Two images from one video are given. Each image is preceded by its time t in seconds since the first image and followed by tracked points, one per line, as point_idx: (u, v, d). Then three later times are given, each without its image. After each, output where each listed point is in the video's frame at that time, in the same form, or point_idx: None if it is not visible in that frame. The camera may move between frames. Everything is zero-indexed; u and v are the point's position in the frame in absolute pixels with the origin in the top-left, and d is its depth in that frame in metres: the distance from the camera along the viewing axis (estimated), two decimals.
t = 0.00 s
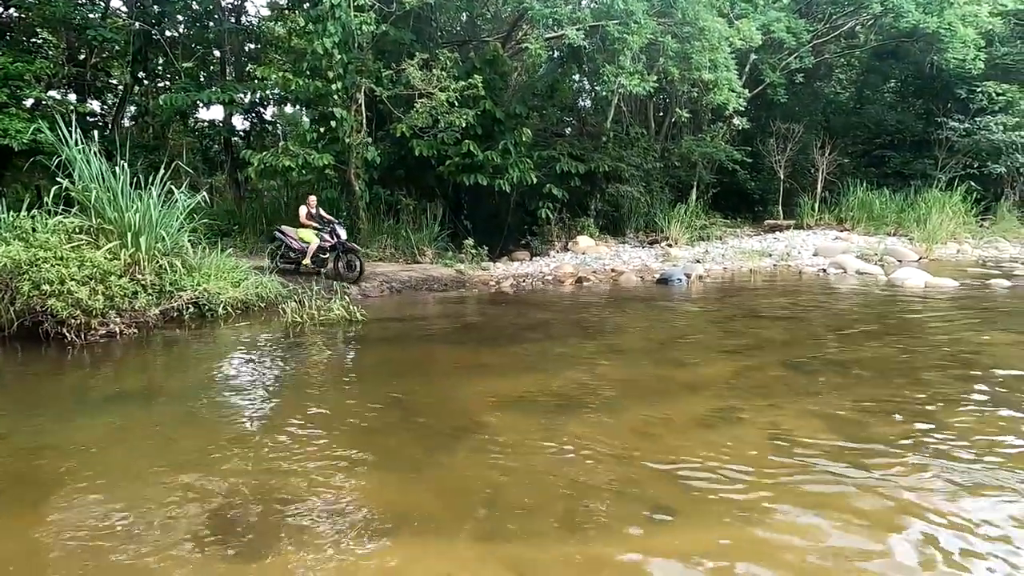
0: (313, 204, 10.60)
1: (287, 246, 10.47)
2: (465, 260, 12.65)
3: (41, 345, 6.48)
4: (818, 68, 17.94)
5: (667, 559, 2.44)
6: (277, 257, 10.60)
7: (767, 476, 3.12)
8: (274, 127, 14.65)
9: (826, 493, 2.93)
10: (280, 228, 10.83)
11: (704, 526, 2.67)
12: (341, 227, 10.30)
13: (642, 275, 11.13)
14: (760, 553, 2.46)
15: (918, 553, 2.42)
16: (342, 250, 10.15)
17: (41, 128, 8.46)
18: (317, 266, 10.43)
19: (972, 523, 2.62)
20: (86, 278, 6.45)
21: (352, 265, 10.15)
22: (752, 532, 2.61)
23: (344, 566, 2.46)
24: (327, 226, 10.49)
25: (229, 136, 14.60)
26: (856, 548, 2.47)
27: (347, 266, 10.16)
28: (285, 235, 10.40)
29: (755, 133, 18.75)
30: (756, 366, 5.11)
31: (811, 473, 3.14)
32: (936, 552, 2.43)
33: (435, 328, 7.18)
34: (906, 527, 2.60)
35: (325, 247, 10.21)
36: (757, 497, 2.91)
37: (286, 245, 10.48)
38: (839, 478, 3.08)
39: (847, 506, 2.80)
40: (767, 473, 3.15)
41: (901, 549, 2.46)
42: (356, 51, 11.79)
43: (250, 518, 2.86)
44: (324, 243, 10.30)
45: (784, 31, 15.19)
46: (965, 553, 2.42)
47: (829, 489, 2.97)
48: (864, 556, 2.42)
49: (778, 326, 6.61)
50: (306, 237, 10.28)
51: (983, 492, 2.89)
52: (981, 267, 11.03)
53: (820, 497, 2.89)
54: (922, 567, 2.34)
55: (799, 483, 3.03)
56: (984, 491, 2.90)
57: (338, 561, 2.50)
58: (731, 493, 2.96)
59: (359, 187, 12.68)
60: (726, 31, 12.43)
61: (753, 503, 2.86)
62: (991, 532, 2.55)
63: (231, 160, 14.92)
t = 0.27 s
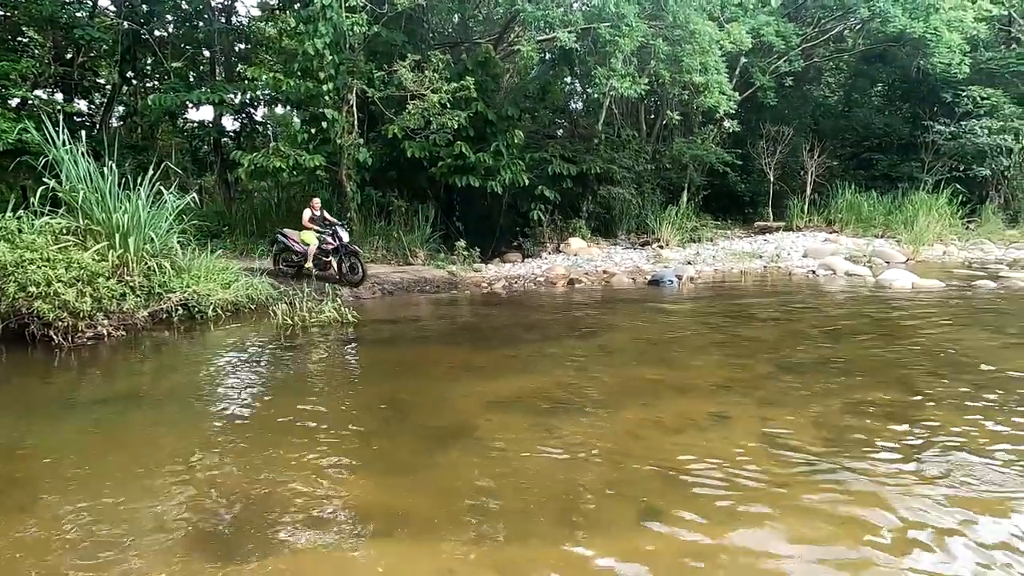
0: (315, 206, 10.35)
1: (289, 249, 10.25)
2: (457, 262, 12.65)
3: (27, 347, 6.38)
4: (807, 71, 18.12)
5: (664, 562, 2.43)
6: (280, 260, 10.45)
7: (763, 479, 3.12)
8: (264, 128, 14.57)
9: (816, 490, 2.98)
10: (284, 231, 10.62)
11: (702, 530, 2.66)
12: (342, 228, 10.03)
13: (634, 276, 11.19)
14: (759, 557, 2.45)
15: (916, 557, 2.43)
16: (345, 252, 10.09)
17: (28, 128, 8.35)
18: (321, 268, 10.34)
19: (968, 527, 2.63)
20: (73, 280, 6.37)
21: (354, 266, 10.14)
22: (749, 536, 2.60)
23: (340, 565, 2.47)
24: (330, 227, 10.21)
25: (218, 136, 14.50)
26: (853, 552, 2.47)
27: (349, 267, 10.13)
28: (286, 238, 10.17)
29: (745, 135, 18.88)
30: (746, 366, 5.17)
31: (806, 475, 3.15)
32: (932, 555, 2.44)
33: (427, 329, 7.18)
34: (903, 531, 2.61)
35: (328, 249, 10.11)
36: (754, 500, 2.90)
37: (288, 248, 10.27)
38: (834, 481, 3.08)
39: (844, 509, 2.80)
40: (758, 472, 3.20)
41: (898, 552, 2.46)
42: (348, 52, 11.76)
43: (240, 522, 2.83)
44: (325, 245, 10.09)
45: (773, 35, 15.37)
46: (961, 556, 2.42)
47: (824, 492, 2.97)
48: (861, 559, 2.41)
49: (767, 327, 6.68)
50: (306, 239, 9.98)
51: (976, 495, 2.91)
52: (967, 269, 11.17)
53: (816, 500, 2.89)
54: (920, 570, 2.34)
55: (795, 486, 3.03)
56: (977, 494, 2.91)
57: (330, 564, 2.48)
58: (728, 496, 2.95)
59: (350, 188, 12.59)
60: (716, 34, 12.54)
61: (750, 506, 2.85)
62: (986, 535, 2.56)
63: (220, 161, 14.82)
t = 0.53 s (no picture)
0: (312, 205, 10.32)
1: (284, 249, 10.16)
2: (443, 262, 12.63)
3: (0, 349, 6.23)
4: (789, 74, 18.38)
5: (649, 558, 2.44)
6: (277, 262, 10.35)
7: (749, 476, 3.14)
8: (247, 127, 14.40)
9: (797, 485, 3.01)
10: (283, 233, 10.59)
11: (688, 527, 2.67)
12: (338, 228, 9.97)
13: (619, 277, 11.25)
14: (741, 550, 2.47)
15: (899, 550, 2.45)
16: (341, 253, 9.96)
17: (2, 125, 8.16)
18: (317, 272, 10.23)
19: (948, 520, 2.66)
20: (49, 280, 6.25)
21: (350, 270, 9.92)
22: (736, 531, 2.61)
23: (322, 564, 2.46)
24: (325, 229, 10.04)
25: (200, 135, 14.31)
26: (838, 546, 2.49)
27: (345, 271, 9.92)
28: (283, 238, 10.12)
29: (728, 137, 19.08)
30: (727, 364, 5.23)
31: (790, 471, 3.18)
32: (914, 549, 2.46)
33: (412, 329, 7.16)
34: (887, 525, 2.63)
35: (324, 250, 10.03)
36: (740, 496, 2.92)
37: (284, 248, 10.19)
38: (819, 476, 3.11)
39: (828, 504, 2.83)
40: (740, 468, 3.23)
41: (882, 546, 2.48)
42: (332, 50, 11.68)
43: (220, 522, 2.81)
44: (321, 245, 10.04)
45: (755, 38, 15.59)
46: (942, 549, 2.45)
47: (809, 487, 3.00)
48: (846, 554, 2.43)
49: (749, 326, 6.77)
50: (302, 237, 9.92)
51: (956, 488, 2.95)
52: (943, 269, 11.41)
53: (802, 495, 2.91)
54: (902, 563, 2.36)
55: (779, 482, 3.06)
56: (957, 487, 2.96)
57: (312, 562, 2.48)
58: (714, 492, 2.97)
59: (335, 188, 12.44)
60: (700, 37, 12.66)
61: (736, 502, 2.87)
62: (966, 528, 2.60)
63: (202, 160, 14.63)
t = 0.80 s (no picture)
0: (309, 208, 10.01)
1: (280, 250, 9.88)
2: (427, 261, 12.63)
3: None
4: (770, 77, 18.62)
5: (636, 558, 2.44)
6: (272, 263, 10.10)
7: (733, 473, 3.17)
8: (229, 125, 14.24)
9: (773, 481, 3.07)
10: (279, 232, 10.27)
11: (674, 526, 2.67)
12: (335, 233, 9.50)
13: (603, 276, 11.33)
14: (717, 546, 2.51)
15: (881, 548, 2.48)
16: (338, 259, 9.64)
17: None
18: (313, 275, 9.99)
19: (929, 517, 2.70)
20: (24, 279, 6.12)
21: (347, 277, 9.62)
22: (721, 531, 2.62)
23: (302, 564, 2.46)
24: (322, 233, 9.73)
25: (180, 132, 14.11)
26: (822, 544, 2.51)
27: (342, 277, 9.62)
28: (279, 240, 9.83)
29: (711, 138, 19.30)
30: (708, 362, 5.31)
31: (774, 468, 3.21)
32: (889, 543, 2.51)
33: (395, 328, 7.15)
34: (869, 523, 2.66)
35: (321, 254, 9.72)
36: (725, 495, 2.94)
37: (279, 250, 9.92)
38: (802, 473, 3.14)
39: (811, 501, 2.86)
40: (718, 464, 3.29)
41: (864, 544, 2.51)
42: (314, 48, 11.59)
43: (200, 524, 2.79)
44: (318, 250, 9.69)
45: (737, 41, 15.80)
46: (923, 546, 2.49)
47: (793, 485, 3.02)
48: (828, 552, 2.46)
49: (729, 324, 6.87)
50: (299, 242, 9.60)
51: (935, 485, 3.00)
52: (918, 268, 11.66)
53: (785, 492, 2.94)
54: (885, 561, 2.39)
55: (763, 479, 3.08)
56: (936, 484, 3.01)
57: (293, 561, 2.47)
58: (699, 491, 2.99)
59: (318, 187, 12.39)
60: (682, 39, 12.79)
61: (721, 501, 2.89)
62: (941, 522, 2.65)
63: (183, 158, 14.43)
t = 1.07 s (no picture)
0: (309, 216, 9.94)
1: (278, 255, 9.67)
2: (414, 262, 12.61)
3: None
4: (753, 79, 18.82)
5: (630, 559, 2.41)
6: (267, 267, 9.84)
7: (724, 472, 3.16)
8: (212, 124, 14.08)
9: (755, 475, 3.11)
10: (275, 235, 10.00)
11: (667, 526, 2.65)
12: (334, 243, 9.63)
13: (589, 277, 11.37)
14: (702, 540, 2.53)
15: (874, 544, 2.48)
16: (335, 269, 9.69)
17: None
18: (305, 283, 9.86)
19: (920, 513, 2.71)
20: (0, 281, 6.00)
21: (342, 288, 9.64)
22: (715, 530, 2.61)
23: (288, 567, 2.43)
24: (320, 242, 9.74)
25: (162, 132, 13.91)
26: (815, 541, 2.50)
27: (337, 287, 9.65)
28: (277, 243, 9.65)
29: (696, 139, 19.47)
30: (693, 360, 5.36)
31: (764, 466, 3.21)
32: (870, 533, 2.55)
33: (382, 329, 7.12)
34: (862, 519, 2.66)
35: (318, 262, 9.70)
36: (716, 494, 2.93)
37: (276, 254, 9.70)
38: (792, 471, 3.15)
39: (802, 499, 2.86)
40: (700, 460, 3.32)
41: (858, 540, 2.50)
42: (299, 48, 11.50)
43: (184, 528, 2.75)
44: (316, 259, 9.66)
45: (721, 43, 15.97)
46: (908, 538, 2.51)
47: (784, 483, 3.02)
48: (823, 550, 2.45)
49: (714, 324, 6.94)
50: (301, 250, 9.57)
51: (923, 480, 3.01)
52: (898, 268, 11.87)
53: (776, 490, 2.94)
54: (879, 557, 2.39)
55: (754, 478, 3.08)
56: (925, 478, 3.03)
57: (280, 565, 2.45)
58: (690, 490, 2.98)
59: (303, 187, 12.30)
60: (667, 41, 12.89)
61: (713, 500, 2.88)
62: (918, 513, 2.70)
63: (165, 158, 14.23)
